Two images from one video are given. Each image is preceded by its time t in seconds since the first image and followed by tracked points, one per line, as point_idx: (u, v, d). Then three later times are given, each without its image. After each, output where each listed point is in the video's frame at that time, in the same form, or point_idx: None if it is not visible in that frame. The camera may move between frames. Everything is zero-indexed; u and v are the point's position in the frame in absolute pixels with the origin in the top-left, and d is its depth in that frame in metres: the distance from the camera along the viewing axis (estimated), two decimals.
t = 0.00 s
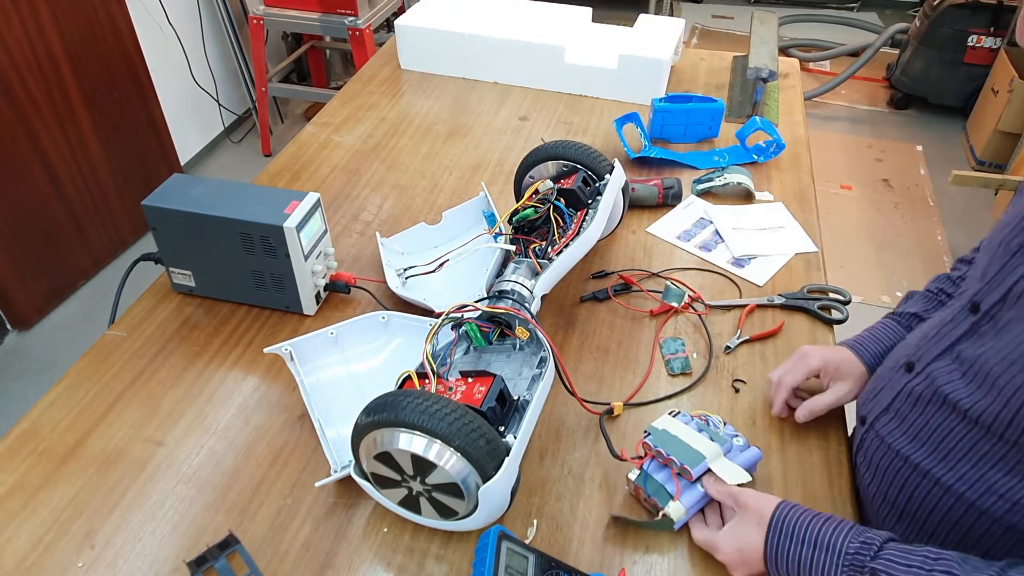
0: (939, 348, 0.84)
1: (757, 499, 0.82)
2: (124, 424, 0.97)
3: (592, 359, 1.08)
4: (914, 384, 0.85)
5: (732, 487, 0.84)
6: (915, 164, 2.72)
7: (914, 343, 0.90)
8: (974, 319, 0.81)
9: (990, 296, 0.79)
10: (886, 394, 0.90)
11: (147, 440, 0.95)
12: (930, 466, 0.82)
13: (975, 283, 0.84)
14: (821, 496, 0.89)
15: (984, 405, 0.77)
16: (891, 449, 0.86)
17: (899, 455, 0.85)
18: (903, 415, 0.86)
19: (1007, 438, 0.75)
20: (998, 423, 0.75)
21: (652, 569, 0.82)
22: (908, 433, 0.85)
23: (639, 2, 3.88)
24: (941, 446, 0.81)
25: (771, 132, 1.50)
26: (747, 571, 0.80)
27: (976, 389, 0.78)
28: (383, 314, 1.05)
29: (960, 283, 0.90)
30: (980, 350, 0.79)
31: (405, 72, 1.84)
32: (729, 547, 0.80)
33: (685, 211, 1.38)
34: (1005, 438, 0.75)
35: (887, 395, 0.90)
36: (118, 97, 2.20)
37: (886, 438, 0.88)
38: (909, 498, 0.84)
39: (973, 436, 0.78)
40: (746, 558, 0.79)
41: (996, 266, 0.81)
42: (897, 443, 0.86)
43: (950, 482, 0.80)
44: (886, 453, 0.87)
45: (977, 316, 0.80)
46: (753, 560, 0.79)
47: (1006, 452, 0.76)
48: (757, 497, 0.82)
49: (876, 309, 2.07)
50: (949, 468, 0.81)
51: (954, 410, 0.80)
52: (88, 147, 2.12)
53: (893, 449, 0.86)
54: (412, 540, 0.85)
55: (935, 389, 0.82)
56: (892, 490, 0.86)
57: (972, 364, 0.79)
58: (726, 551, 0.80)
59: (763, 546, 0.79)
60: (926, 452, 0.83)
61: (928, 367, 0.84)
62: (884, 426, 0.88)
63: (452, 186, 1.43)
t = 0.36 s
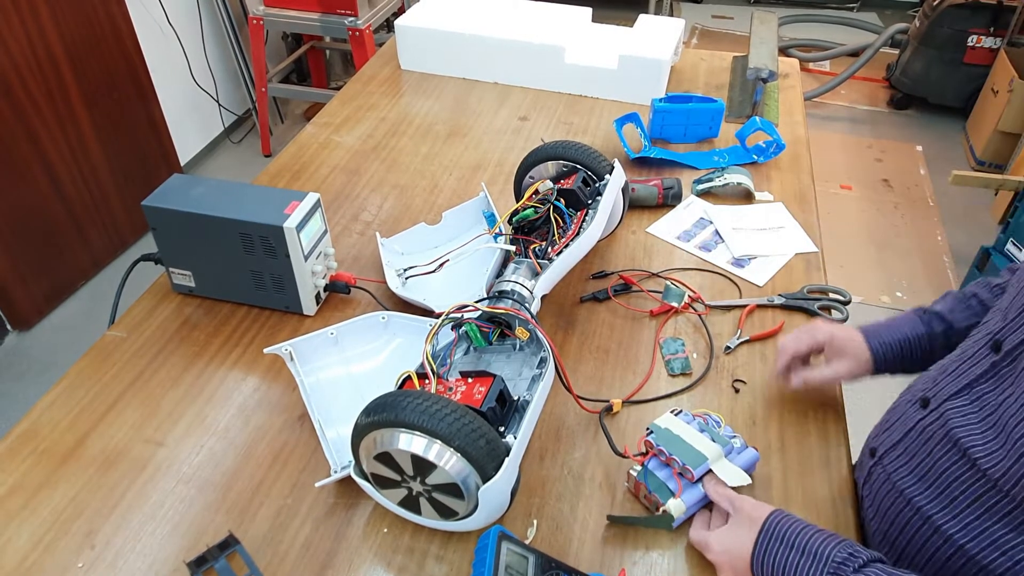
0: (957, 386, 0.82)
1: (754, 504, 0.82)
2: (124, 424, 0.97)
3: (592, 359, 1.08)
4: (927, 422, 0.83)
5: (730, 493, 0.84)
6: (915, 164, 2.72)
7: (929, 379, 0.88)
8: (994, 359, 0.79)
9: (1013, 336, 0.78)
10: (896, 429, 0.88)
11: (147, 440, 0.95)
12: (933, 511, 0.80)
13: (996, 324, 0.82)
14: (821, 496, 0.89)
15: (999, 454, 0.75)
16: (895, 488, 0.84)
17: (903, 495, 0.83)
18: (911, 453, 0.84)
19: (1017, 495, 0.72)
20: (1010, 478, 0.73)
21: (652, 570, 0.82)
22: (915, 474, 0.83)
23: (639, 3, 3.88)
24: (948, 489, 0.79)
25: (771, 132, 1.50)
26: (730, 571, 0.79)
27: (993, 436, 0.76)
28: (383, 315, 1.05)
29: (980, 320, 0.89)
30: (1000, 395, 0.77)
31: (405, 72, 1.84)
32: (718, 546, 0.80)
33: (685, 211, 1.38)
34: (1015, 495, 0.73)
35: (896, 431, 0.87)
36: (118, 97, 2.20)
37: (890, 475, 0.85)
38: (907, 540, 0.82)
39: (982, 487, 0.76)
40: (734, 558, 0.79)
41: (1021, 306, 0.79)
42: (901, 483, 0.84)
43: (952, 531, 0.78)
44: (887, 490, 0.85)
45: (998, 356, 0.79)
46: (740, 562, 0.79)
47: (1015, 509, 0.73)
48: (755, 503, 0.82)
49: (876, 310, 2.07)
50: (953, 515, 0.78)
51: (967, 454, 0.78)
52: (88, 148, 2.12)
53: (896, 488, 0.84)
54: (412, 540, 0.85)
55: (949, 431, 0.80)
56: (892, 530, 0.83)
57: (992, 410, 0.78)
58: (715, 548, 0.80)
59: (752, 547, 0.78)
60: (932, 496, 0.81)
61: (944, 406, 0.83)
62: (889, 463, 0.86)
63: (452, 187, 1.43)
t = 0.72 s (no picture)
0: (941, 360, 0.79)
1: (813, 509, 0.79)
2: (124, 424, 0.97)
3: (592, 359, 1.08)
4: (914, 396, 0.81)
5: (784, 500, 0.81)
6: (915, 164, 2.72)
7: (922, 355, 0.85)
8: (976, 330, 0.75)
9: (993, 308, 0.74)
10: (890, 404, 0.86)
11: (147, 441, 0.95)
12: (918, 483, 0.79)
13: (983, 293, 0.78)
14: (821, 497, 0.89)
15: (977, 426, 0.72)
16: (884, 460, 0.84)
17: (892, 467, 0.82)
18: (899, 427, 0.83)
19: (999, 467, 0.71)
20: (988, 449, 0.71)
21: (652, 570, 0.82)
22: (902, 447, 0.82)
23: (640, 2, 3.88)
24: (930, 460, 0.78)
25: (771, 132, 1.50)
26: None
27: (972, 406, 0.74)
28: (383, 315, 1.05)
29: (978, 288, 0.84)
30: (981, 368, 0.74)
31: (405, 72, 1.84)
32: (771, 547, 0.78)
33: (685, 211, 1.38)
34: (997, 465, 0.71)
35: (889, 405, 0.86)
36: (118, 97, 2.20)
37: (881, 450, 0.85)
38: (898, 512, 0.81)
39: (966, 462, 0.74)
40: (790, 564, 0.77)
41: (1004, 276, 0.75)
42: (892, 457, 0.83)
43: (936, 500, 0.77)
44: (880, 466, 0.84)
45: (980, 328, 0.75)
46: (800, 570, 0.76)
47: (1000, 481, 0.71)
48: (813, 508, 0.79)
49: (876, 310, 2.07)
50: (936, 484, 0.77)
51: (947, 426, 0.76)
52: (88, 148, 2.12)
53: (887, 461, 0.84)
54: (412, 541, 0.85)
55: (932, 403, 0.78)
56: (883, 502, 0.83)
57: (971, 382, 0.75)
58: (767, 548, 0.79)
59: (809, 554, 0.76)
60: (916, 466, 0.80)
61: (928, 379, 0.80)
62: (882, 436, 0.85)
63: (452, 187, 1.43)
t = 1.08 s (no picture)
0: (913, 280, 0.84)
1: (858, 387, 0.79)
2: (124, 424, 0.97)
3: (592, 359, 1.08)
4: (896, 320, 0.85)
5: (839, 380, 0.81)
6: (915, 164, 2.73)
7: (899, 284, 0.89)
8: (936, 248, 0.82)
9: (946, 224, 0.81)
10: (875, 335, 0.89)
11: (147, 441, 0.95)
12: (916, 391, 0.82)
13: (937, 217, 0.85)
14: (821, 497, 0.89)
15: (948, 318, 0.76)
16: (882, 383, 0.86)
17: (890, 385, 0.85)
18: (888, 350, 0.85)
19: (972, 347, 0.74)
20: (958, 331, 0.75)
21: (652, 570, 0.82)
22: (893, 363, 0.84)
23: (640, 2, 3.88)
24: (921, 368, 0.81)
25: (771, 132, 1.50)
26: (827, 441, 0.77)
27: (939, 305, 0.78)
28: (383, 315, 1.05)
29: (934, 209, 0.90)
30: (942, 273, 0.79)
31: (405, 72, 1.84)
32: (819, 416, 0.78)
33: (685, 211, 1.38)
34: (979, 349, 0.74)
35: (875, 336, 0.89)
36: (118, 97, 2.20)
37: (878, 374, 0.87)
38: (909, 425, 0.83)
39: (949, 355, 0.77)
40: (833, 429, 0.76)
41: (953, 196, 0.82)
42: (888, 377, 0.85)
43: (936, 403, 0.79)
44: (885, 389, 0.86)
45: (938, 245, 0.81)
46: (841, 437, 0.76)
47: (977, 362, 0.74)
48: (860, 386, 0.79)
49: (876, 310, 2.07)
50: (931, 388, 0.80)
51: (927, 332, 0.79)
52: (88, 148, 2.12)
53: (885, 382, 0.86)
54: (412, 541, 0.85)
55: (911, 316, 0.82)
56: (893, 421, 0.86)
57: (936, 285, 0.80)
58: (815, 415, 0.78)
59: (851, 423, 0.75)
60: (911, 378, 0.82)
61: (907, 297, 0.84)
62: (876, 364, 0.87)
63: (452, 187, 1.43)
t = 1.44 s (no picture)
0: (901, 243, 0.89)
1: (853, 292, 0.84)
2: (124, 424, 0.97)
3: (592, 359, 1.08)
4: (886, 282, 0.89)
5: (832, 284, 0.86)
6: (915, 164, 2.73)
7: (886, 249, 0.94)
8: (919, 211, 0.87)
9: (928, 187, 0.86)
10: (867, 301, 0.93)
11: (146, 441, 0.95)
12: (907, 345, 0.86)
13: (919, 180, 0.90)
14: (821, 496, 0.89)
15: (931, 270, 0.81)
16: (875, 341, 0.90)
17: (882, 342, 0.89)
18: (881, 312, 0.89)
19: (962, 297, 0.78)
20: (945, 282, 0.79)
21: (652, 570, 0.82)
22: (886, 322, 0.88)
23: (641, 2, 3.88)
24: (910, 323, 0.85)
25: (771, 132, 1.51)
26: (809, 334, 0.83)
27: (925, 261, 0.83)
28: (383, 315, 1.05)
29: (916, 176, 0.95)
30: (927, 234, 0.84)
31: (405, 73, 1.84)
32: (806, 309, 0.83)
33: (685, 211, 1.38)
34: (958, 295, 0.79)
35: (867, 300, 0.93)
36: (118, 97, 2.20)
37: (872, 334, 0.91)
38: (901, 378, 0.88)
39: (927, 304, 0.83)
40: (814, 322, 0.82)
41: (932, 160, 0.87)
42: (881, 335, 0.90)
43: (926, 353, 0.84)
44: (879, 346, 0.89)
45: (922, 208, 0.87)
46: (822, 332, 0.82)
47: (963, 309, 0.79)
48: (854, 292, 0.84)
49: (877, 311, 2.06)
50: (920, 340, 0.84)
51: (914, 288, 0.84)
52: (88, 148, 2.12)
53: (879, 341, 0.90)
54: (412, 541, 0.85)
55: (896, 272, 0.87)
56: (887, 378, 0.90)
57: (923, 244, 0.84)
58: (802, 308, 0.83)
59: (836, 322, 0.80)
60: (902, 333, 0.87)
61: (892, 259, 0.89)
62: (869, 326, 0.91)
63: (452, 187, 1.43)
